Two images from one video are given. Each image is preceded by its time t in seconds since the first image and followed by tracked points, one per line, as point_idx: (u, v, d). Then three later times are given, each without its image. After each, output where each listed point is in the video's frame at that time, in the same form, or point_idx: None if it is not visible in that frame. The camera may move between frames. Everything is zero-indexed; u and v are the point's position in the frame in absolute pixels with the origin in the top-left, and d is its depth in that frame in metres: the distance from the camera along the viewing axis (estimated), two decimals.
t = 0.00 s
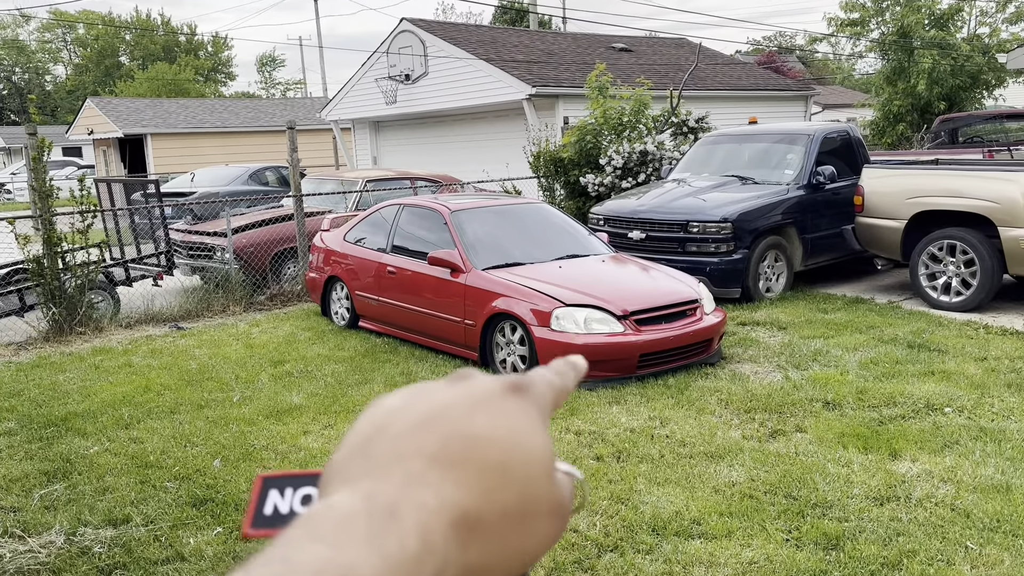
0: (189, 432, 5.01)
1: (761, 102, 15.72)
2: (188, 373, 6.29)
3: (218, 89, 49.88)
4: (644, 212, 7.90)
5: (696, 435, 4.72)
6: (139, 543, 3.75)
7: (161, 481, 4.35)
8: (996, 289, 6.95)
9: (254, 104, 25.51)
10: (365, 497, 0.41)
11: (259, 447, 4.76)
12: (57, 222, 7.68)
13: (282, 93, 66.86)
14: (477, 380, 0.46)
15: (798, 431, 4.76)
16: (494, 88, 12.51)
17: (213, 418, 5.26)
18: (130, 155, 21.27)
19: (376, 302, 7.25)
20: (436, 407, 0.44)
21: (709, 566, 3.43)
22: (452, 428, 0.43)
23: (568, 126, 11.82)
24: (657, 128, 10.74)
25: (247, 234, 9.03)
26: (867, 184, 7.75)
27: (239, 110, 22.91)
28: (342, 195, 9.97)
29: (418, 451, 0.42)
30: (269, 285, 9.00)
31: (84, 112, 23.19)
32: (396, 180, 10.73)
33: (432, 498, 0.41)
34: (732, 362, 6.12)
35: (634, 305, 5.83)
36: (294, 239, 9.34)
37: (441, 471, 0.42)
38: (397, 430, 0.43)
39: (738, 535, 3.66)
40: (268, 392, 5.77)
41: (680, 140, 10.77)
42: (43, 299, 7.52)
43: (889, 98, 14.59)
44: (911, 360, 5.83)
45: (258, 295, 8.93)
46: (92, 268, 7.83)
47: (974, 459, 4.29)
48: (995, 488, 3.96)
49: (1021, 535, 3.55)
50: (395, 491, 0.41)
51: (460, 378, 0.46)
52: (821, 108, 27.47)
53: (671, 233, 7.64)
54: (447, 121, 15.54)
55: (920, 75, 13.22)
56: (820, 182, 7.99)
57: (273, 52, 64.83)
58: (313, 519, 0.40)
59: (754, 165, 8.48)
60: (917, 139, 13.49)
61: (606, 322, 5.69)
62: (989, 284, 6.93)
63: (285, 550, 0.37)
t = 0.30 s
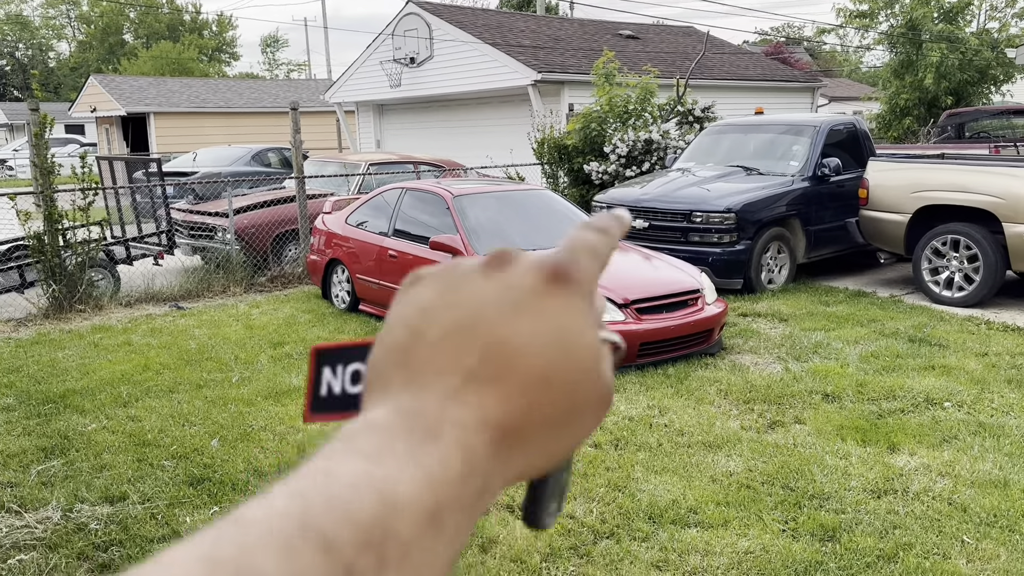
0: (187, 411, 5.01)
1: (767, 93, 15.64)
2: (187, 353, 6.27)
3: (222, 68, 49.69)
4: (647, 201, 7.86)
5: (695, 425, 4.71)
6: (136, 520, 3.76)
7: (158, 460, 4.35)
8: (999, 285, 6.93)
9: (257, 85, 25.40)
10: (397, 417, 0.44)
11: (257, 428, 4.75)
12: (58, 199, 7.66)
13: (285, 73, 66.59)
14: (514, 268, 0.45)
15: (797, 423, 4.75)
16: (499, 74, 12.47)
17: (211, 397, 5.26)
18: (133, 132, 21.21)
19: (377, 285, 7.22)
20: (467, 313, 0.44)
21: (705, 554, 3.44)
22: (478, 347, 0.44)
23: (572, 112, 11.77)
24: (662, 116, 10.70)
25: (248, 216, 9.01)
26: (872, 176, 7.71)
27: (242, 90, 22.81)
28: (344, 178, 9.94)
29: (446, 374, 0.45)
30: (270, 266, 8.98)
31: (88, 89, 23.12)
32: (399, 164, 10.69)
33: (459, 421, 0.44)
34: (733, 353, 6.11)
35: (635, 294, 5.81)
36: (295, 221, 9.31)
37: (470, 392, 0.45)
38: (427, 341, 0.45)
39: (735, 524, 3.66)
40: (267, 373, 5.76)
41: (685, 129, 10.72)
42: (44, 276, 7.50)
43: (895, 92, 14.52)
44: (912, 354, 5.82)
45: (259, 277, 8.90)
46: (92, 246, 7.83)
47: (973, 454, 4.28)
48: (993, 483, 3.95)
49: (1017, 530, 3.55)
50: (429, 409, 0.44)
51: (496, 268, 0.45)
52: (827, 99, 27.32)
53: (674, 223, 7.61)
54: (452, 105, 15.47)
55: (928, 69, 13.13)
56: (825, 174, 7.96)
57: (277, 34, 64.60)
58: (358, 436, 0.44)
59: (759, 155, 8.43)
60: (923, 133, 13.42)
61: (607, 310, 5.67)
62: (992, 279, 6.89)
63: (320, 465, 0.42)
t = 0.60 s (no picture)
0: (178, 396, 4.93)
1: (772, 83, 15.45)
2: (180, 336, 6.19)
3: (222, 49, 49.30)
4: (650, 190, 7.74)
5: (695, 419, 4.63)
6: (124, 505, 3.68)
7: (147, 444, 4.27)
8: (1005, 281, 6.84)
9: (258, 67, 25.15)
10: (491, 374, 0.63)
11: (249, 414, 4.67)
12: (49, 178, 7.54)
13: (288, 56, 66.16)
14: (568, 232, 0.66)
15: (798, 417, 4.67)
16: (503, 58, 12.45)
17: (202, 382, 5.18)
18: (130, 112, 21.01)
19: (373, 271, 7.09)
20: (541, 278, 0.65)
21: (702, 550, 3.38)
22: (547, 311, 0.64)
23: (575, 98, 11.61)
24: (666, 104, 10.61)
25: (242, 198, 8.85)
26: (880, 168, 7.56)
27: (242, 71, 22.58)
28: (342, 161, 9.80)
29: (519, 340, 0.64)
30: (266, 249, 8.86)
31: (85, 68, 22.87)
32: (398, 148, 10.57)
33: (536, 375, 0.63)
34: (733, 346, 6.02)
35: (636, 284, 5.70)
36: (291, 205, 9.13)
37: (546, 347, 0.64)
38: (501, 319, 0.65)
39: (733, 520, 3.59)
40: (260, 359, 5.67)
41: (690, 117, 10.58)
42: (34, 256, 7.42)
43: (903, 83, 14.33)
44: (916, 350, 5.73)
45: (252, 261, 8.75)
46: (84, 227, 7.72)
47: (977, 451, 4.20)
48: (996, 481, 3.87)
49: (1020, 529, 3.47)
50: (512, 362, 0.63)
51: (548, 249, 0.66)
52: (834, 91, 27.01)
53: (677, 212, 7.50)
54: (453, 89, 15.29)
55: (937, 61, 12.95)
56: (832, 165, 7.85)
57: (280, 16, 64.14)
58: (430, 409, 0.61)
59: (765, 145, 8.32)
60: (930, 126, 13.26)
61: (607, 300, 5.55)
62: (998, 275, 6.80)
63: (398, 440, 0.57)
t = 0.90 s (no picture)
0: (172, 383, 4.91)
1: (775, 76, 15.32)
2: (175, 323, 6.15)
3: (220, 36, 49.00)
4: (650, 182, 7.68)
5: (692, 414, 4.60)
6: (117, 491, 3.66)
7: (142, 431, 4.24)
8: (1005, 279, 6.81)
9: (257, 53, 24.96)
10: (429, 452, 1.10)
11: (244, 402, 4.64)
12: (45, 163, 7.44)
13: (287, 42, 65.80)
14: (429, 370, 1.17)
15: (795, 413, 4.65)
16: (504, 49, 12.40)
17: (197, 369, 5.15)
18: (126, 96, 20.87)
19: (371, 261, 7.05)
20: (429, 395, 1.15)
21: (697, 544, 3.36)
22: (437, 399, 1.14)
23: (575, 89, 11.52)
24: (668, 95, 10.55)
25: (240, 184, 8.77)
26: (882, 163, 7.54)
27: (241, 57, 22.40)
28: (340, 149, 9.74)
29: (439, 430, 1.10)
30: (262, 237, 8.80)
31: (82, 51, 22.73)
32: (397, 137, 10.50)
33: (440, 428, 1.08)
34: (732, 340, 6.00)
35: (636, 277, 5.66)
36: (288, 191, 9.09)
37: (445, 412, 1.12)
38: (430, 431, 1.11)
39: (728, 515, 3.58)
40: (256, 347, 5.64)
41: (691, 109, 10.51)
42: (30, 241, 7.38)
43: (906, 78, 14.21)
44: (914, 346, 5.71)
45: (249, 248, 8.73)
46: (80, 212, 7.65)
47: (974, 449, 4.18)
48: (993, 479, 3.86)
49: (1015, 526, 3.46)
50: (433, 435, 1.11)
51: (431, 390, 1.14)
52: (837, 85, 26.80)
53: (678, 206, 7.45)
54: (453, 78, 15.19)
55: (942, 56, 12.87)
56: (834, 160, 7.81)
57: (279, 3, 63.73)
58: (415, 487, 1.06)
59: (767, 138, 8.26)
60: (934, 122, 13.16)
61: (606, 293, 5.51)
62: (999, 273, 6.78)
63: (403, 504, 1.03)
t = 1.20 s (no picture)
0: (171, 375, 4.90)
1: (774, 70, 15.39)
2: (173, 315, 6.14)
3: (217, 26, 48.89)
4: (649, 177, 7.69)
5: (691, 410, 4.61)
6: (116, 483, 3.65)
7: (141, 423, 4.24)
8: (1003, 277, 6.82)
9: (256, 44, 24.90)
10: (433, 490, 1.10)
11: (243, 395, 4.63)
12: (43, 153, 7.40)
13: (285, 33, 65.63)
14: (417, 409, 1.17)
15: (794, 409, 4.66)
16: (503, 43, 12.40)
17: (196, 362, 5.14)
18: (123, 86, 20.80)
19: (369, 254, 7.04)
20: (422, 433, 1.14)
21: (696, 539, 3.38)
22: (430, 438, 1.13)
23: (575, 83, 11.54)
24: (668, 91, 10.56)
25: (238, 176, 8.76)
26: (882, 160, 7.55)
27: (239, 49, 22.35)
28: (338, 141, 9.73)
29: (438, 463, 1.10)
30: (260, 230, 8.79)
31: (80, 41, 22.71)
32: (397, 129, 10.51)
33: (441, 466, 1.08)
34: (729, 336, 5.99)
35: (634, 273, 5.66)
36: (286, 184, 9.07)
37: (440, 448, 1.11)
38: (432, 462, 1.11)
39: (727, 510, 3.59)
40: (255, 340, 5.63)
41: (692, 105, 10.20)
42: (28, 232, 7.35)
43: (906, 75, 14.21)
44: (913, 344, 5.72)
45: (247, 241, 8.72)
46: (78, 204, 7.63)
47: (973, 446, 4.19)
48: (991, 476, 3.87)
49: (1013, 524, 3.47)
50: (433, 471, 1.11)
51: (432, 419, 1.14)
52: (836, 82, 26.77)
53: (677, 201, 7.46)
54: (453, 71, 15.20)
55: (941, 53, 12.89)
56: (834, 157, 7.81)
57: None
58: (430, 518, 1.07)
59: (766, 134, 8.27)
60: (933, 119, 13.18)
61: (605, 289, 5.52)
62: (997, 270, 6.79)
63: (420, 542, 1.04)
